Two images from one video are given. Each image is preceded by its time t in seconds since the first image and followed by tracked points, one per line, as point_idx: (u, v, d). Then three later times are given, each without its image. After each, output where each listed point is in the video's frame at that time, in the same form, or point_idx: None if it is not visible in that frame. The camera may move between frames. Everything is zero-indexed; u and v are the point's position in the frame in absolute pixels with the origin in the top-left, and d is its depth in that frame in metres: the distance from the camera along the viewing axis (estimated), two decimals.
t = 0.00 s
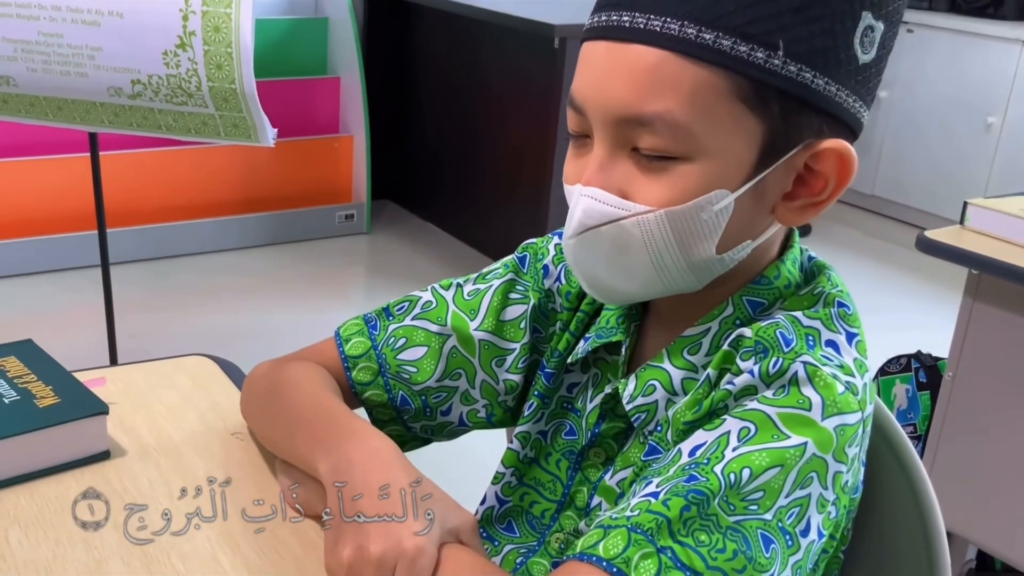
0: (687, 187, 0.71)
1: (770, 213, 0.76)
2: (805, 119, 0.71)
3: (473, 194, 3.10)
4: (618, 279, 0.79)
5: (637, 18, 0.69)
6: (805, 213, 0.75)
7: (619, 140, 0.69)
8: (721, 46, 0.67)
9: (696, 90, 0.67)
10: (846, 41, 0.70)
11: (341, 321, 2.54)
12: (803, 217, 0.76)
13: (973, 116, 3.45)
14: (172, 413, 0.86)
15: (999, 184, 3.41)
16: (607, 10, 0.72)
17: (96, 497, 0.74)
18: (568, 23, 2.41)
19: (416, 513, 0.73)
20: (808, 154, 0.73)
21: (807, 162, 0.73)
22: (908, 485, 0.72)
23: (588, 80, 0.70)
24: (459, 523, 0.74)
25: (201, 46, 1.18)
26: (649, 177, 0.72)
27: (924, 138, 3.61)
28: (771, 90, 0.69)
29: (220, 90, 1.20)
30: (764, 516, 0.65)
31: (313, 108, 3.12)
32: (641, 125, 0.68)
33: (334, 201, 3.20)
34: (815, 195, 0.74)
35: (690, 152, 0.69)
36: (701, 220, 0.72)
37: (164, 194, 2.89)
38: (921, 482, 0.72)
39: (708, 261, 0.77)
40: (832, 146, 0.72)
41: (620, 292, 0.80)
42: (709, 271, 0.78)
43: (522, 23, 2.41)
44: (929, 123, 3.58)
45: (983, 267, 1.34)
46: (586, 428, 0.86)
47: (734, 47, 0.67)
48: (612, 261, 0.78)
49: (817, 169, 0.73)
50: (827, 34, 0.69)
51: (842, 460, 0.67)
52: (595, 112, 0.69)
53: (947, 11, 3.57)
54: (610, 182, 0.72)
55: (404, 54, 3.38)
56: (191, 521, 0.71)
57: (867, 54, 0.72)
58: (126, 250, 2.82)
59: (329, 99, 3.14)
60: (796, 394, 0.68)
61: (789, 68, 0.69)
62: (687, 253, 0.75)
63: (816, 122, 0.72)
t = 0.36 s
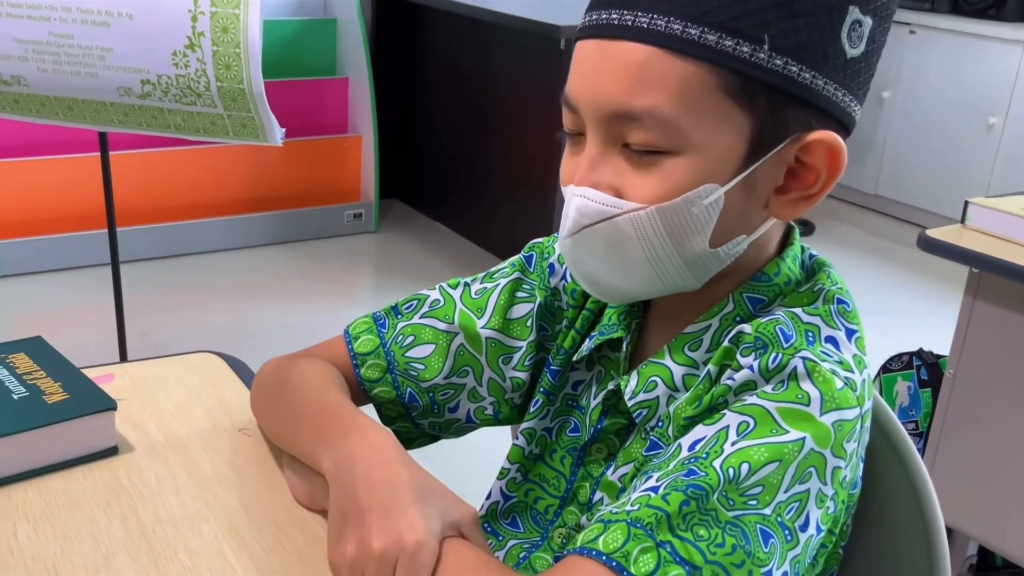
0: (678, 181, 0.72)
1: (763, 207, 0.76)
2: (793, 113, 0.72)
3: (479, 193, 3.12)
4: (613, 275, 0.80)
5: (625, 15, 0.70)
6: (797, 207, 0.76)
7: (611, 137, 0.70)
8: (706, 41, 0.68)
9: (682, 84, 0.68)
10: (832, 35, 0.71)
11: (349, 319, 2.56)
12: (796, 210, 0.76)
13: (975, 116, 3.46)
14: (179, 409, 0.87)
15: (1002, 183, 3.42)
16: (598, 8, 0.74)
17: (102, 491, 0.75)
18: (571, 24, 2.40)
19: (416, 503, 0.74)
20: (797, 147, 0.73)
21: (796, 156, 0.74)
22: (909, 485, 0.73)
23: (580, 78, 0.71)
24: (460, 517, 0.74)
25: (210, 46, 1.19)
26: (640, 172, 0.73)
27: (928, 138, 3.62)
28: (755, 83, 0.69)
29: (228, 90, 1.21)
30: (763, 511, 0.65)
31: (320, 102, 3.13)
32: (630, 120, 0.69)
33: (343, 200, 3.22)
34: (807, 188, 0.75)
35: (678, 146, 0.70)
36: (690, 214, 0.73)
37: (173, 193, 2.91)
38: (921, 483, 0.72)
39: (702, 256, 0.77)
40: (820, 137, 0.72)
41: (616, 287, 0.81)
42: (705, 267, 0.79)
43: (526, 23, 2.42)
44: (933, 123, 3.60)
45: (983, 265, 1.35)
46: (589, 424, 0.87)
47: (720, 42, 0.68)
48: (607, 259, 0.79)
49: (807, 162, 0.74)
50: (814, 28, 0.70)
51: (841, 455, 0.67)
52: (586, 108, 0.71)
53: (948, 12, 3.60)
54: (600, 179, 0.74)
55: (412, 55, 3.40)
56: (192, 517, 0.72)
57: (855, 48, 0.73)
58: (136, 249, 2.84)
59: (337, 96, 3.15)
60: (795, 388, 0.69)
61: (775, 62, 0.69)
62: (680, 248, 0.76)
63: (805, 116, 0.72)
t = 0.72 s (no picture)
0: (688, 180, 0.72)
1: (771, 206, 0.77)
2: (803, 113, 0.72)
3: (486, 192, 3.13)
4: (621, 271, 0.81)
5: (637, 16, 0.71)
6: (805, 206, 0.77)
7: (621, 135, 0.71)
8: (717, 42, 0.69)
9: (694, 85, 0.69)
10: (842, 36, 0.72)
11: (357, 316, 2.57)
12: (804, 210, 0.77)
13: (979, 115, 3.46)
14: (191, 405, 0.89)
15: (1006, 183, 3.42)
16: (610, 9, 0.74)
17: (117, 485, 0.76)
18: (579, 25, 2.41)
19: (425, 496, 0.75)
20: (807, 147, 0.74)
21: (806, 156, 0.74)
22: (916, 484, 0.73)
23: (592, 78, 0.72)
24: (467, 511, 0.75)
25: (221, 46, 1.20)
26: (650, 171, 0.73)
27: (932, 138, 3.63)
28: (766, 84, 0.70)
29: (240, 89, 1.23)
30: (771, 506, 0.66)
31: (328, 104, 3.14)
32: (641, 120, 0.69)
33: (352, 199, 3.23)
34: (815, 188, 0.76)
35: (689, 145, 0.70)
36: (700, 212, 0.74)
37: (183, 192, 2.92)
38: (928, 482, 0.72)
39: (711, 254, 0.78)
40: (830, 139, 0.73)
41: (624, 283, 0.82)
42: (713, 265, 0.79)
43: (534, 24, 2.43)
44: (938, 123, 3.60)
45: (985, 263, 1.35)
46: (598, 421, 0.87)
47: (731, 43, 0.69)
48: (616, 254, 0.80)
49: (817, 162, 0.74)
50: (824, 30, 0.71)
51: (847, 450, 0.68)
52: (598, 108, 0.71)
53: (951, 14, 3.60)
54: (611, 177, 0.75)
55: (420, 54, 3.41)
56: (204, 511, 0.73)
57: (864, 49, 0.73)
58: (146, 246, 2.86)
59: (346, 97, 3.17)
60: (803, 384, 0.69)
61: (785, 63, 0.70)
62: (689, 245, 0.77)
63: (813, 116, 0.73)
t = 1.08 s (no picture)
0: (699, 181, 0.73)
1: (782, 206, 0.77)
2: (815, 114, 0.73)
3: (493, 190, 3.14)
4: (632, 271, 0.82)
5: (649, 19, 0.71)
6: (816, 207, 0.77)
7: (633, 136, 0.72)
8: (729, 44, 0.69)
9: (706, 86, 0.69)
10: (853, 38, 0.72)
11: (366, 313, 2.58)
12: (815, 210, 0.77)
13: (980, 114, 3.47)
14: (201, 403, 0.89)
15: (1011, 181, 3.42)
16: (622, 11, 0.75)
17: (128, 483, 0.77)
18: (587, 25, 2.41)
19: (434, 494, 0.76)
20: (818, 148, 0.74)
21: (818, 157, 0.75)
22: (921, 482, 0.74)
23: (604, 79, 0.73)
24: (475, 508, 0.76)
25: (231, 46, 1.21)
26: (663, 172, 0.74)
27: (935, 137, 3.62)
28: (778, 85, 0.70)
29: (249, 88, 1.23)
30: (778, 506, 0.66)
31: (337, 105, 3.16)
32: (654, 121, 0.70)
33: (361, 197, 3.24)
34: (826, 189, 0.76)
35: (701, 146, 0.71)
36: (712, 213, 0.74)
37: (193, 190, 2.93)
38: (934, 480, 0.73)
39: (722, 255, 0.79)
40: (842, 140, 0.73)
41: (635, 284, 0.82)
42: (724, 265, 0.80)
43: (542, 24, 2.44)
44: (942, 122, 3.59)
45: (990, 262, 1.35)
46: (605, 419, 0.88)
47: (742, 45, 0.69)
48: (628, 254, 0.81)
49: (828, 163, 0.75)
50: (836, 31, 0.71)
51: (855, 450, 0.68)
52: (611, 110, 0.72)
53: (954, 13, 3.57)
54: (624, 178, 0.75)
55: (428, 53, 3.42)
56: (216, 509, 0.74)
57: (876, 50, 0.74)
58: (156, 244, 2.87)
59: (355, 97, 3.18)
60: (810, 384, 0.70)
61: (796, 65, 0.70)
62: (701, 247, 0.77)
63: (825, 117, 0.73)
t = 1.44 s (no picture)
0: (698, 173, 0.73)
1: (781, 198, 0.77)
2: (813, 104, 0.73)
3: (497, 185, 3.14)
4: (632, 263, 0.82)
5: (647, 11, 0.71)
6: (815, 198, 0.77)
7: (632, 129, 0.72)
8: (726, 35, 0.69)
9: (703, 78, 0.69)
10: (851, 29, 0.72)
11: (372, 307, 2.58)
12: (814, 201, 0.77)
13: (981, 109, 3.46)
14: (205, 396, 0.90)
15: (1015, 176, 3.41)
16: (621, 4, 0.75)
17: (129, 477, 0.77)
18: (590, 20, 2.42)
19: (434, 487, 0.76)
20: (817, 139, 0.74)
21: (817, 148, 0.74)
22: (923, 473, 0.74)
23: (603, 72, 0.73)
24: (477, 501, 0.77)
25: (236, 40, 1.21)
26: (662, 165, 0.74)
27: (935, 133, 3.62)
28: (776, 76, 0.70)
29: (254, 83, 1.23)
30: (779, 499, 0.66)
31: (344, 102, 3.18)
32: (652, 114, 0.70)
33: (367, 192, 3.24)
34: (826, 180, 0.76)
35: (699, 138, 0.71)
36: (710, 204, 0.75)
37: (202, 186, 2.94)
38: (935, 471, 0.73)
39: (721, 247, 0.79)
40: (841, 131, 0.73)
41: (635, 275, 0.83)
42: (723, 257, 0.80)
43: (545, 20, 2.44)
44: (942, 118, 3.58)
45: (991, 256, 1.35)
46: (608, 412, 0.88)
47: (739, 36, 0.69)
48: (627, 246, 0.81)
49: (827, 154, 0.75)
50: (833, 22, 0.71)
51: (855, 443, 0.68)
52: (610, 102, 0.72)
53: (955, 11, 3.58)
54: (623, 170, 0.75)
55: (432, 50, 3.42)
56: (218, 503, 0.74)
57: (874, 40, 0.74)
58: (163, 238, 2.88)
59: (361, 94, 3.19)
60: (811, 376, 0.70)
61: (794, 55, 0.70)
62: (699, 238, 0.77)
63: (823, 108, 0.73)
